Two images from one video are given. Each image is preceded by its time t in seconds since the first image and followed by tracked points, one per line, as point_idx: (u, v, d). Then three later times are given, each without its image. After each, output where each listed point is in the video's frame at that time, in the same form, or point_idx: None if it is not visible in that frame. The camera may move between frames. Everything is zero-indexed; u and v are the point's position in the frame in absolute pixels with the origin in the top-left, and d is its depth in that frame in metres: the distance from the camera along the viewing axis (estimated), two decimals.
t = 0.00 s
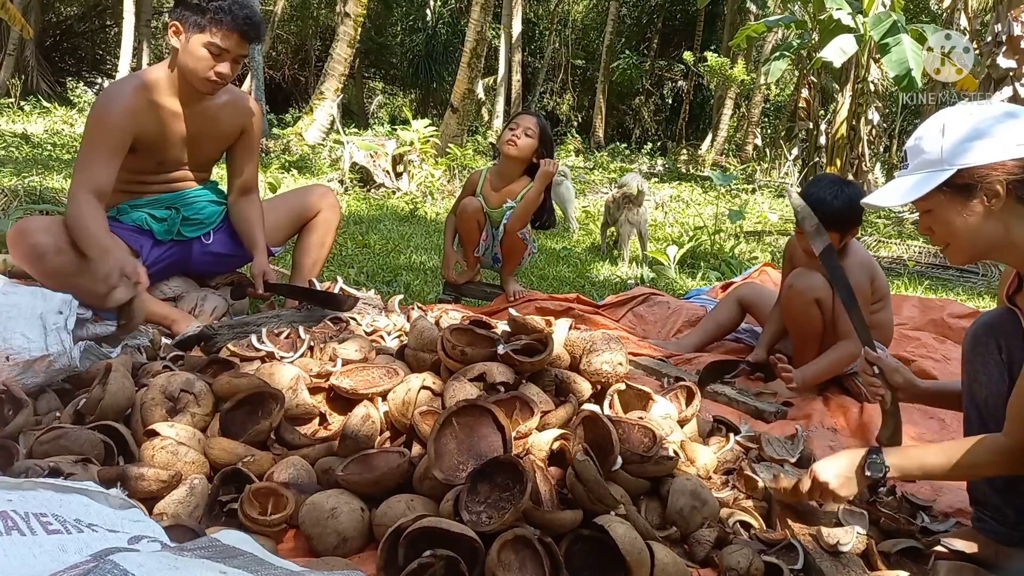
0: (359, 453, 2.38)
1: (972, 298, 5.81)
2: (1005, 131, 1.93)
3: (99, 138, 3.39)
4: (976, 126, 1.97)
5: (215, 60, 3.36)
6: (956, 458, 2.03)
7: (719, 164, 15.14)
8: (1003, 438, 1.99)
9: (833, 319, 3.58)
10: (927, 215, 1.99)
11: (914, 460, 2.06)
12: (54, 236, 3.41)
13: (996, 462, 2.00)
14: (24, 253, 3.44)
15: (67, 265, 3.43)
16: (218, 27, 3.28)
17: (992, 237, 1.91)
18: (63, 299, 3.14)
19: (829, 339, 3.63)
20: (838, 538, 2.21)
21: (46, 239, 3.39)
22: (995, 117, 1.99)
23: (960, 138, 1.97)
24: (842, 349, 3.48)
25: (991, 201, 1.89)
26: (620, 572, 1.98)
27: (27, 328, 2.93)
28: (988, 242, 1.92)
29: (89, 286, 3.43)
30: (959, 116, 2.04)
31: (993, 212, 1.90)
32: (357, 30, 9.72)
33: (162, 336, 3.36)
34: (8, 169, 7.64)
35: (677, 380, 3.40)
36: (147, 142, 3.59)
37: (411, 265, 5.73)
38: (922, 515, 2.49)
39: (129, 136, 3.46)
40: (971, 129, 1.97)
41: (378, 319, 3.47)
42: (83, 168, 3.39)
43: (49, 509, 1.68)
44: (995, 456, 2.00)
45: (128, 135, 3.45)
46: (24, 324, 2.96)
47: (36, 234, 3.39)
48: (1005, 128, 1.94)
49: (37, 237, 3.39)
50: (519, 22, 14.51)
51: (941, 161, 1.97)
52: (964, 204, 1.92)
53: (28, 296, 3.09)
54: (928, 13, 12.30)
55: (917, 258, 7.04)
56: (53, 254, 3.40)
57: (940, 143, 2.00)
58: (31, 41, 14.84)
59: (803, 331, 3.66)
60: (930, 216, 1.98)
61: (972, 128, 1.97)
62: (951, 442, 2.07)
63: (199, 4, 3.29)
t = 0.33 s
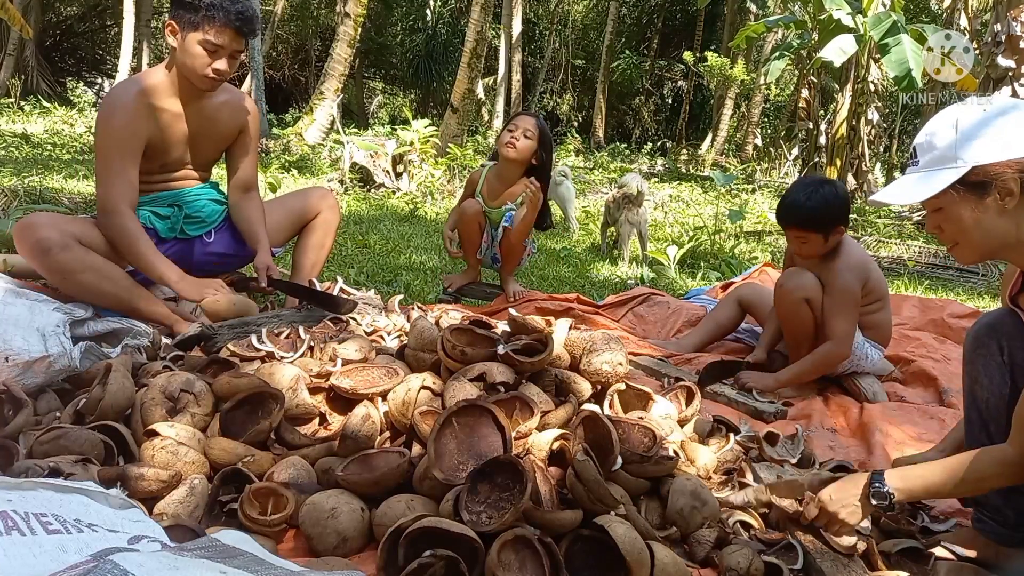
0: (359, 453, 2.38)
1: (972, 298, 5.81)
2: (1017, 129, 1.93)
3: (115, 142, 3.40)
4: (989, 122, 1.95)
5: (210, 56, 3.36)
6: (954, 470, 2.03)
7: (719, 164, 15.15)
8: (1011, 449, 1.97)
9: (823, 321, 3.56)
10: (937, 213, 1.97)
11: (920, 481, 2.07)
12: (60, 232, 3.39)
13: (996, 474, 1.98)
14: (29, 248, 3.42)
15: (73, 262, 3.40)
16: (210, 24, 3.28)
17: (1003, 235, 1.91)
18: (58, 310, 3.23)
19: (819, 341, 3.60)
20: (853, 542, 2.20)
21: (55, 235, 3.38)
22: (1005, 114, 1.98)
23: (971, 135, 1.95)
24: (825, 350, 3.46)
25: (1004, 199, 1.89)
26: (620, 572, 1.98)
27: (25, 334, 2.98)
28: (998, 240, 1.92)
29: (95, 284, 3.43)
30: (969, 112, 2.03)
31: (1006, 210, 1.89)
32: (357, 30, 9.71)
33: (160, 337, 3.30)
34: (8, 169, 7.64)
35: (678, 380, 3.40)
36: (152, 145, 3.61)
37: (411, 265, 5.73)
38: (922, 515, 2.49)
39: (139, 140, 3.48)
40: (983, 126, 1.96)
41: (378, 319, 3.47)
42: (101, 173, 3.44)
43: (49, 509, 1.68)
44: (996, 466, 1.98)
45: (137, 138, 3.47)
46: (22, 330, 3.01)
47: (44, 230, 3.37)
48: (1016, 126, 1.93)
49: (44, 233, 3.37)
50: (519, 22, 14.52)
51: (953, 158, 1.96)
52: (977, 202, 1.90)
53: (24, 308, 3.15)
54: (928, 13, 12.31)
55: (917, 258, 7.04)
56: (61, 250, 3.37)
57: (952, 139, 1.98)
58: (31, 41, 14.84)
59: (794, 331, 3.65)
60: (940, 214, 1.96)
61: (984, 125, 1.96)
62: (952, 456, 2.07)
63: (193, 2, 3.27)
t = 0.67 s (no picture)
0: (359, 453, 2.38)
1: (972, 298, 5.81)
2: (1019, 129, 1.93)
3: (118, 142, 3.42)
4: (991, 123, 1.95)
5: (214, 57, 3.36)
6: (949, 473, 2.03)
7: (719, 164, 15.14)
8: (1012, 450, 1.97)
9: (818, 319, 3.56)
10: (939, 214, 1.96)
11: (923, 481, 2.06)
12: (62, 230, 3.40)
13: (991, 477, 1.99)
14: (30, 246, 3.41)
15: (74, 260, 3.40)
16: (213, 24, 3.28)
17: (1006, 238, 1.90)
18: (58, 310, 3.24)
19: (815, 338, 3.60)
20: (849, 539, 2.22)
21: (55, 232, 3.38)
22: (1006, 114, 1.98)
23: (973, 135, 1.95)
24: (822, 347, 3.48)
25: (1008, 199, 1.88)
26: (620, 572, 1.98)
27: (24, 334, 3.03)
28: (999, 241, 1.92)
29: (96, 282, 3.43)
30: (970, 112, 2.03)
31: (1010, 211, 1.89)
32: (357, 30, 9.70)
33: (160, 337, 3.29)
34: (8, 169, 7.64)
35: (678, 380, 3.40)
36: (153, 143, 3.61)
37: (411, 265, 5.73)
38: (922, 515, 2.49)
39: (142, 138, 3.49)
40: (985, 126, 1.96)
41: (378, 319, 3.47)
42: (104, 172, 3.45)
43: (49, 509, 1.68)
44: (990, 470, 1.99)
45: (139, 136, 3.48)
46: (23, 331, 3.04)
47: (45, 227, 3.37)
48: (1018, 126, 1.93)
49: (45, 230, 3.38)
50: (519, 22, 14.53)
51: (955, 157, 1.96)
52: (981, 202, 1.90)
53: (24, 308, 3.17)
54: (928, 13, 12.32)
55: (917, 258, 7.04)
56: (62, 248, 3.38)
57: (954, 139, 1.98)
58: (31, 41, 14.84)
59: (789, 331, 3.64)
60: (943, 215, 1.95)
61: (986, 125, 1.96)
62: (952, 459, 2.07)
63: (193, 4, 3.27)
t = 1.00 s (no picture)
0: (359, 453, 2.38)
1: (972, 298, 5.81)
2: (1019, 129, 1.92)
3: (119, 144, 3.43)
4: (992, 123, 1.95)
5: (208, 54, 3.36)
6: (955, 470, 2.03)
7: (719, 164, 15.14)
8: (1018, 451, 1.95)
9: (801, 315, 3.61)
10: (938, 213, 1.97)
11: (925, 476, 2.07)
12: (63, 230, 3.40)
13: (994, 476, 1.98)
14: (31, 246, 3.41)
15: (75, 260, 3.40)
16: (202, 22, 3.28)
17: (1006, 237, 1.91)
18: (58, 309, 3.24)
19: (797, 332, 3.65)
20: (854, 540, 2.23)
21: (56, 233, 3.38)
22: (1008, 114, 1.97)
23: (973, 134, 1.95)
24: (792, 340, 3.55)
25: (1008, 200, 1.88)
26: (620, 572, 1.98)
27: (24, 334, 3.03)
28: (999, 242, 1.92)
29: (96, 282, 3.43)
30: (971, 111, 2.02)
31: (1010, 211, 1.89)
32: (357, 29, 9.70)
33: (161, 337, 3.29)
34: (8, 169, 7.64)
35: (678, 380, 3.40)
36: (154, 145, 3.62)
37: (411, 265, 5.73)
38: (922, 515, 2.49)
39: (144, 141, 3.49)
40: (986, 125, 1.95)
41: (378, 319, 3.47)
42: (106, 173, 3.47)
43: (49, 509, 1.68)
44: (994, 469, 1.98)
45: (141, 139, 3.48)
46: (23, 331, 3.04)
47: (46, 227, 3.37)
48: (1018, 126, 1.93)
49: (46, 231, 3.37)
50: (519, 22, 14.53)
51: (955, 157, 1.95)
52: (982, 201, 1.90)
53: (24, 308, 3.17)
54: (928, 12, 12.33)
55: (917, 258, 7.04)
56: (63, 248, 3.38)
57: (955, 138, 1.98)
58: (31, 41, 14.84)
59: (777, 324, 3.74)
60: (942, 214, 1.96)
61: (987, 124, 1.95)
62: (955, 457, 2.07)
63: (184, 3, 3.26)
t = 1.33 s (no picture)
0: (359, 453, 2.38)
1: (972, 298, 5.82)
2: (1011, 135, 1.91)
3: (119, 145, 3.43)
4: (986, 129, 1.94)
5: (202, 51, 3.36)
6: (849, 436, 1.80)
7: (719, 164, 15.15)
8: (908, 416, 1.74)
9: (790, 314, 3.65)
10: (927, 218, 1.96)
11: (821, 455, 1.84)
12: (62, 230, 3.40)
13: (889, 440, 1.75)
14: (31, 247, 3.40)
15: (75, 261, 3.41)
16: (191, 18, 3.30)
17: (991, 245, 1.92)
18: (58, 310, 3.24)
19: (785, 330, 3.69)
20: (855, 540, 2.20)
21: (55, 233, 3.38)
22: (1003, 122, 1.95)
23: (966, 141, 1.95)
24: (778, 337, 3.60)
25: (996, 208, 1.88)
26: (620, 572, 1.98)
27: (24, 334, 3.03)
28: (987, 247, 1.92)
29: (96, 282, 3.43)
30: (965, 117, 2.02)
31: (997, 219, 1.89)
32: (357, 29, 9.69)
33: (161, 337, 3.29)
34: (8, 169, 7.64)
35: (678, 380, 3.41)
36: (155, 145, 3.61)
37: (411, 265, 5.73)
38: (922, 515, 2.49)
39: (145, 140, 3.49)
40: (978, 132, 1.95)
41: (378, 319, 3.47)
42: (107, 173, 3.47)
43: (49, 509, 1.68)
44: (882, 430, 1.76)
45: (142, 137, 3.48)
46: (23, 331, 3.05)
47: (45, 227, 3.37)
48: (1010, 133, 1.92)
49: (45, 231, 3.37)
50: (519, 22, 14.53)
51: (946, 162, 1.95)
52: (970, 209, 1.90)
53: (24, 308, 3.18)
54: (929, 12, 12.32)
55: (917, 258, 7.04)
56: (63, 248, 3.38)
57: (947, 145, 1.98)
58: (31, 41, 14.84)
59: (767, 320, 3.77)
60: (932, 220, 1.95)
61: (979, 131, 1.95)
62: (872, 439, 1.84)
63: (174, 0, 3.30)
